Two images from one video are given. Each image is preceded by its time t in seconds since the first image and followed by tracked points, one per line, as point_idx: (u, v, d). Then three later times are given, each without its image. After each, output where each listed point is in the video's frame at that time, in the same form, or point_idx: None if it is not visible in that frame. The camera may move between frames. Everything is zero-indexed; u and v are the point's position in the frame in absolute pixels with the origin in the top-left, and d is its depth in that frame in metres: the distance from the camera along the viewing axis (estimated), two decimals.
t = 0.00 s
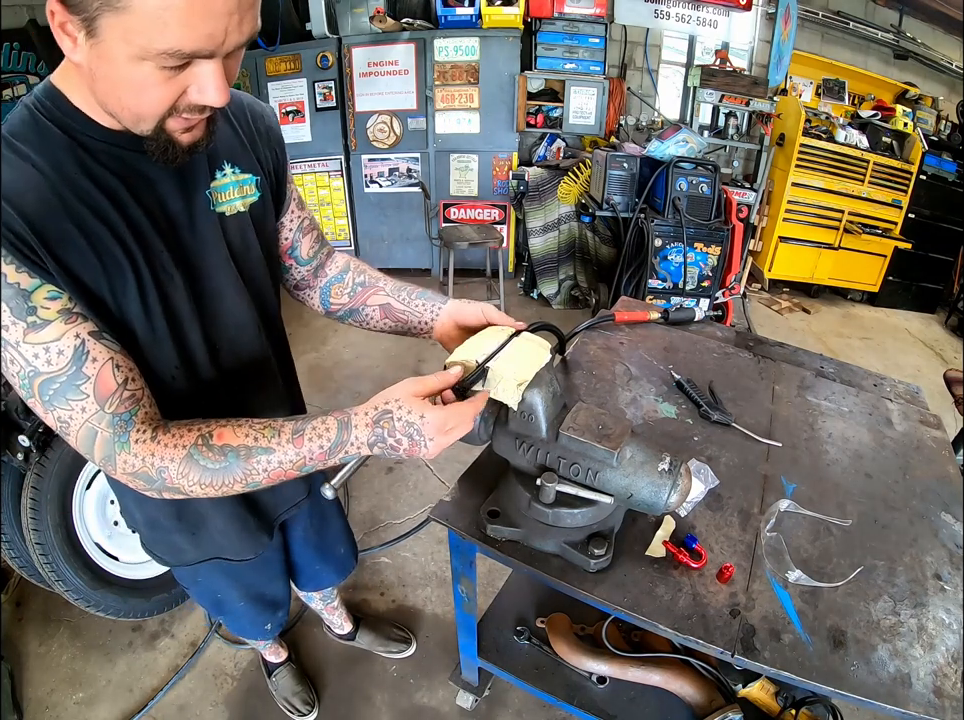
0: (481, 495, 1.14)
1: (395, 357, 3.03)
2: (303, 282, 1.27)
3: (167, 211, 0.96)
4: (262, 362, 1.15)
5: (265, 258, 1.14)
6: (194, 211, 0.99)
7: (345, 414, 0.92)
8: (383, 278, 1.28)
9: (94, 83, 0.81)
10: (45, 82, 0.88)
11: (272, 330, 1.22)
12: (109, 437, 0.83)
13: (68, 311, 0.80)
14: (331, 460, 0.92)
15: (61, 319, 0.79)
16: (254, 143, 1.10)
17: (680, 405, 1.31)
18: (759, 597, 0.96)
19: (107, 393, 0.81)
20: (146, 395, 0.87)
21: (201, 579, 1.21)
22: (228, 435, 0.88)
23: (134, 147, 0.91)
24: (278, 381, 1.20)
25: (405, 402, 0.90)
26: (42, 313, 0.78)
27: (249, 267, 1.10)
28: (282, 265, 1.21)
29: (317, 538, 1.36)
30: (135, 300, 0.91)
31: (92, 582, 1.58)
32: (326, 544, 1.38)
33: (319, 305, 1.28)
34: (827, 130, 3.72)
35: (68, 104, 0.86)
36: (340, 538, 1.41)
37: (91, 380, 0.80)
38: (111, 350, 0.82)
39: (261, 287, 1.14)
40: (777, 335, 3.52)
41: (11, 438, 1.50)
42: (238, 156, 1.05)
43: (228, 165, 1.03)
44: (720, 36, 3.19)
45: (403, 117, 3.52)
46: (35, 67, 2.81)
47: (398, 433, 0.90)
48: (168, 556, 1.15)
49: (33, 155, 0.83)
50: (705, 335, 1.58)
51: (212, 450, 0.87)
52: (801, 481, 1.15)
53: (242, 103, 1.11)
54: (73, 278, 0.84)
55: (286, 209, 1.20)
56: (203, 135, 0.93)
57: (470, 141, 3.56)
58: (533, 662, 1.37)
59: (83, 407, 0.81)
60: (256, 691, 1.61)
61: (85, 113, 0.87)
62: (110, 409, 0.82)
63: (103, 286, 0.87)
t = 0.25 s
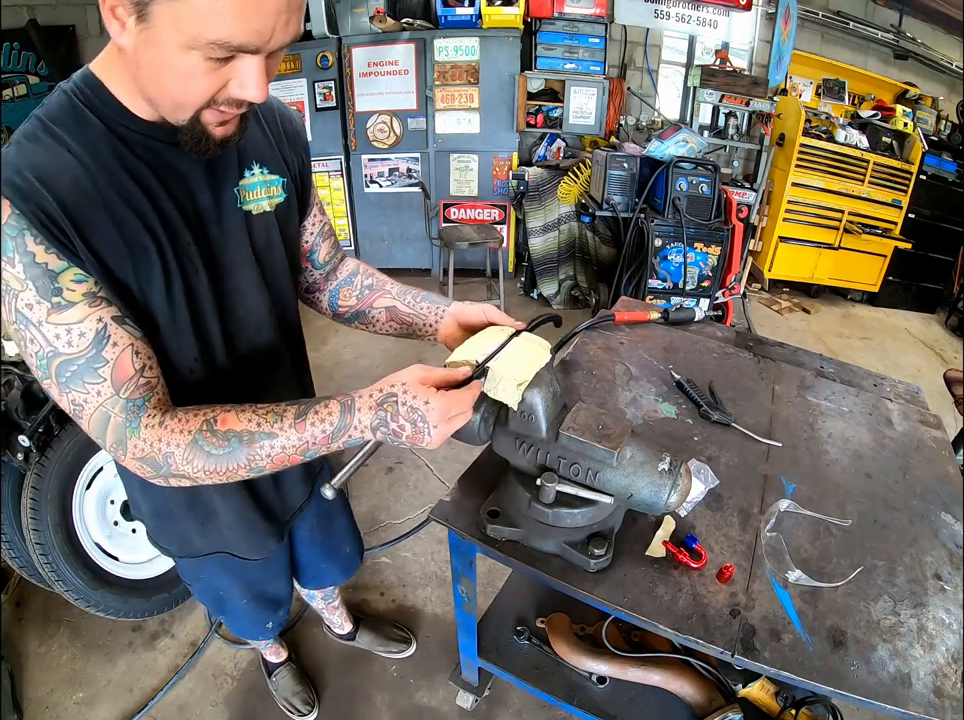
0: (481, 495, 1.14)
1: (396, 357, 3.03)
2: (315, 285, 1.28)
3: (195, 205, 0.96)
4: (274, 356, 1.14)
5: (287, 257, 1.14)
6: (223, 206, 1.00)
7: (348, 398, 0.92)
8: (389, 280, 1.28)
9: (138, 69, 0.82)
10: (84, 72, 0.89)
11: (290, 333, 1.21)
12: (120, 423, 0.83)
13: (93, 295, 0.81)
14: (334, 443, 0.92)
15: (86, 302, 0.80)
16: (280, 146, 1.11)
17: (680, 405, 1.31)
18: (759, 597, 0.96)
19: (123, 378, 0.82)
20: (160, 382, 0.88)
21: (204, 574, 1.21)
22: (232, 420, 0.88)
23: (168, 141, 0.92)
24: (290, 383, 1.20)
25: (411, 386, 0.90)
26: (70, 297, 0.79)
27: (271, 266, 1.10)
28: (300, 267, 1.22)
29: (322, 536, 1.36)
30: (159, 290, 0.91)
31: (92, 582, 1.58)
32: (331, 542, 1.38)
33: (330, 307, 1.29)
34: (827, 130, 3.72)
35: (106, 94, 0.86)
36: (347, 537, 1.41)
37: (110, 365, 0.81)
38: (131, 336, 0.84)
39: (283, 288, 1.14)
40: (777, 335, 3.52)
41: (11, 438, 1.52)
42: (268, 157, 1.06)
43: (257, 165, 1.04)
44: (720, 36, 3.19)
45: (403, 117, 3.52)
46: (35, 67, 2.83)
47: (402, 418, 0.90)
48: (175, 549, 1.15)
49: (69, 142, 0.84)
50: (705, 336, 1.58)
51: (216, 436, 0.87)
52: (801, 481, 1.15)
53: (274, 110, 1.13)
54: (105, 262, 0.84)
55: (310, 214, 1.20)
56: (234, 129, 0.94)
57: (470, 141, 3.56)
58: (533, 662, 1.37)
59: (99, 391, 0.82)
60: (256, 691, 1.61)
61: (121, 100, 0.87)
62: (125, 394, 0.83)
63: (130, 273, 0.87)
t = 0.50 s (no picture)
0: (481, 495, 1.14)
1: (396, 357, 3.03)
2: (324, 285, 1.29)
3: (225, 195, 0.97)
4: (296, 347, 1.16)
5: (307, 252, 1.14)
6: (250, 197, 1.00)
7: (350, 406, 0.92)
8: (395, 280, 1.29)
9: (185, 46, 0.82)
10: (127, 57, 0.89)
11: (310, 329, 1.21)
12: (124, 411, 0.85)
13: (115, 279, 0.82)
14: (332, 452, 0.92)
15: (106, 287, 0.81)
16: (305, 144, 1.11)
17: (680, 405, 1.31)
18: (759, 597, 0.96)
19: (133, 368, 0.84)
20: (166, 374, 0.89)
21: (220, 579, 1.22)
22: (234, 420, 0.88)
23: (204, 129, 0.92)
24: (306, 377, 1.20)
25: (413, 399, 0.90)
26: (95, 280, 0.81)
27: (294, 260, 1.11)
28: (317, 266, 1.22)
29: (334, 535, 1.36)
30: (187, 279, 0.91)
31: (92, 582, 1.58)
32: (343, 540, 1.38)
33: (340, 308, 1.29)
34: (827, 130, 3.72)
35: (146, 80, 0.87)
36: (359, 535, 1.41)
37: (122, 354, 0.83)
38: (146, 329, 0.85)
39: (304, 282, 1.14)
40: (777, 335, 3.52)
41: (11, 438, 1.52)
42: (293, 154, 1.07)
43: (283, 161, 1.05)
44: (720, 36, 3.19)
45: (403, 117, 3.53)
46: (35, 67, 2.69)
47: (405, 430, 0.91)
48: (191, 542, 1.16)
49: (108, 126, 0.84)
50: (705, 335, 1.58)
51: (215, 433, 0.87)
52: (801, 481, 1.15)
53: (299, 113, 1.14)
54: (133, 247, 0.85)
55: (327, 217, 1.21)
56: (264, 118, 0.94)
57: (470, 141, 3.56)
58: (533, 662, 1.37)
59: (107, 378, 0.83)
60: (256, 691, 1.61)
61: (160, 80, 0.87)
62: (133, 383, 0.84)
63: (158, 258, 0.87)
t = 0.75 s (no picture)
0: (481, 495, 1.14)
1: (396, 357, 3.03)
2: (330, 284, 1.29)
3: (239, 188, 0.97)
4: (310, 343, 1.16)
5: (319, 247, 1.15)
6: (264, 190, 1.01)
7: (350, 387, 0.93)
8: (400, 279, 1.29)
9: (204, 40, 0.83)
10: (143, 55, 0.91)
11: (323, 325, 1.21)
12: (134, 397, 0.86)
13: (129, 269, 0.83)
14: (335, 433, 0.93)
15: (120, 278, 0.83)
16: (317, 142, 1.12)
17: (680, 405, 1.31)
18: (759, 597, 0.96)
19: (143, 358, 0.85)
20: (176, 360, 0.90)
21: (238, 582, 1.22)
22: (238, 403, 0.89)
23: (219, 124, 0.93)
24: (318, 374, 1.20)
25: (413, 393, 0.90)
26: (110, 270, 0.82)
27: (307, 253, 1.11)
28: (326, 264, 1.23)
29: (343, 529, 1.37)
30: (202, 269, 0.92)
31: (92, 582, 1.58)
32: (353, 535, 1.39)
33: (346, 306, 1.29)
34: (827, 130, 3.72)
35: (163, 76, 0.88)
36: (370, 531, 1.42)
37: (131, 344, 0.84)
38: (159, 319, 0.86)
39: (317, 277, 1.15)
40: (777, 335, 3.52)
41: (11, 438, 1.53)
42: (306, 151, 1.08)
43: (296, 159, 1.06)
44: (720, 36, 3.20)
45: (403, 117, 3.53)
46: (35, 68, 2.47)
47: (402, 422, 0.91)
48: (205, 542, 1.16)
49: (125, 119, 0.86)
50: (705, 335, 1.58)
51: (221, 418, 0.88)
52: (801, 481, 1.15)
53: (311, 114, 1.15)
54: (148, 237, 0.85)
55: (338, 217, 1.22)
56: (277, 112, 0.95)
57: (470, 141, 3.55)
58: (533, 662, 1.37)
59: (119, 365, 0.85)
60: (256, 691, 1.61)
61: (175, 76, 0.89)
62: (143, 371, 0.86)
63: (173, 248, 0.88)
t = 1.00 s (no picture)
0: (481, 495, 1.14)
1: (396, 357, 3.03)
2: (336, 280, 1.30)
3: (251, 185, 0.97)
4: (319, 342, 1.16)
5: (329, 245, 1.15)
6: (275, 188, 1.01)
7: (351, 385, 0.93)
8: (406, 279, 1.29)
9: (219, 38, 0.83)
10: (157, 53, 0.91)
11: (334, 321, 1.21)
12: (142, 392, 0.86)
13: (139, 266, 0.84)
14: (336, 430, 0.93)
15: (130, 275, 0.83)
16: (327, 141, 1.12)
17: (680, 405, 1.31)
18: (759, 597, 0.96)
19: (152, 353, 0.85)
20: (184, 356, 0.90)
21: (241, 578, 1.22)
22: (241, 400, 0.89)
23: (231, 122, 0.93)
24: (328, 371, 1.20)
25: (412, 395, 0.90)
26: (120, 266, 0.83)
27: (317, 250, 1.11)
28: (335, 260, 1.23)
29: (346, 529, 1.38)
30: (212, 265, 0.92)
31: (92, 582, 1.58)
32: (358, 535, 1.40)
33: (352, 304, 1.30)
34: (827, 130, 3.72)
35: (175, 73, 0.89)
36: (376, 533, 1.42)
37: (140, 341, 0.85)
38: (168, 316, 0.86)
39: (327, 274, 1.15)
40: (777, 335, 3.52)
41: (11, 438, 1.53)
42: (316, 149, 1.07)
43: (307, 156, 1.05)
44: (720, 36, 3.20)
45: (403, 117, 3.53)
46: (35, 67, 2.47)
47: (398, 423, 0.91)
48: (212, 539, 1.16)
49: (138, 115, 0.86)
50: (705, 335, 1.58)
51: (224, 414, 0.88)
52: (801, 481, 1.15)
53: (322, 113, 1.14)
54: (159, 233, 0.85)
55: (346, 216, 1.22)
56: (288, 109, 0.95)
57: (470, 141, 3.55)
58: (533, 662, 1.37)
59: (128, 360, 0.85)
60: (256, 690, 1.61)
61: (189, 74, 0.89)
62: (151, 367, 0.86)
63: (184, 245, 0.88)
